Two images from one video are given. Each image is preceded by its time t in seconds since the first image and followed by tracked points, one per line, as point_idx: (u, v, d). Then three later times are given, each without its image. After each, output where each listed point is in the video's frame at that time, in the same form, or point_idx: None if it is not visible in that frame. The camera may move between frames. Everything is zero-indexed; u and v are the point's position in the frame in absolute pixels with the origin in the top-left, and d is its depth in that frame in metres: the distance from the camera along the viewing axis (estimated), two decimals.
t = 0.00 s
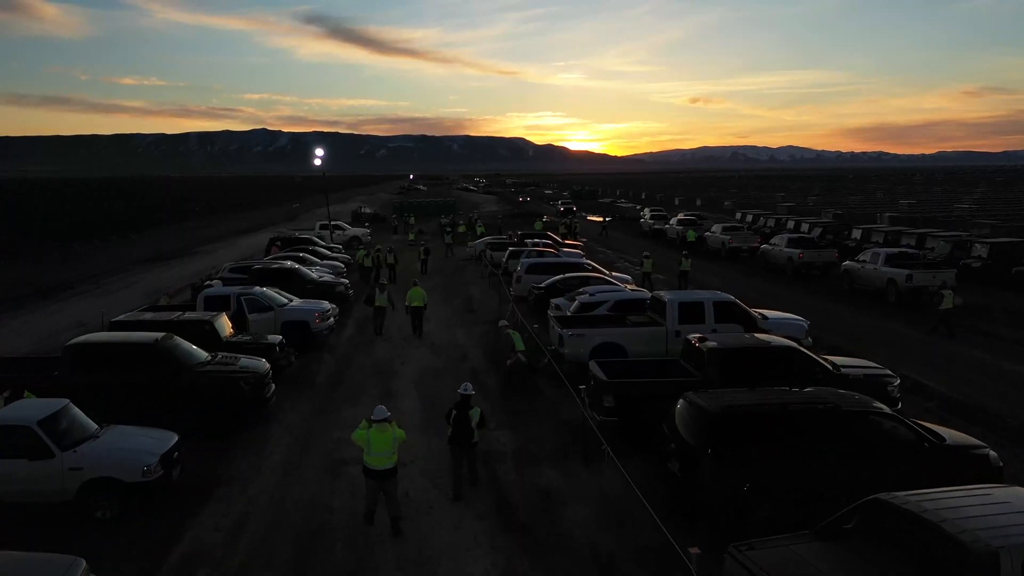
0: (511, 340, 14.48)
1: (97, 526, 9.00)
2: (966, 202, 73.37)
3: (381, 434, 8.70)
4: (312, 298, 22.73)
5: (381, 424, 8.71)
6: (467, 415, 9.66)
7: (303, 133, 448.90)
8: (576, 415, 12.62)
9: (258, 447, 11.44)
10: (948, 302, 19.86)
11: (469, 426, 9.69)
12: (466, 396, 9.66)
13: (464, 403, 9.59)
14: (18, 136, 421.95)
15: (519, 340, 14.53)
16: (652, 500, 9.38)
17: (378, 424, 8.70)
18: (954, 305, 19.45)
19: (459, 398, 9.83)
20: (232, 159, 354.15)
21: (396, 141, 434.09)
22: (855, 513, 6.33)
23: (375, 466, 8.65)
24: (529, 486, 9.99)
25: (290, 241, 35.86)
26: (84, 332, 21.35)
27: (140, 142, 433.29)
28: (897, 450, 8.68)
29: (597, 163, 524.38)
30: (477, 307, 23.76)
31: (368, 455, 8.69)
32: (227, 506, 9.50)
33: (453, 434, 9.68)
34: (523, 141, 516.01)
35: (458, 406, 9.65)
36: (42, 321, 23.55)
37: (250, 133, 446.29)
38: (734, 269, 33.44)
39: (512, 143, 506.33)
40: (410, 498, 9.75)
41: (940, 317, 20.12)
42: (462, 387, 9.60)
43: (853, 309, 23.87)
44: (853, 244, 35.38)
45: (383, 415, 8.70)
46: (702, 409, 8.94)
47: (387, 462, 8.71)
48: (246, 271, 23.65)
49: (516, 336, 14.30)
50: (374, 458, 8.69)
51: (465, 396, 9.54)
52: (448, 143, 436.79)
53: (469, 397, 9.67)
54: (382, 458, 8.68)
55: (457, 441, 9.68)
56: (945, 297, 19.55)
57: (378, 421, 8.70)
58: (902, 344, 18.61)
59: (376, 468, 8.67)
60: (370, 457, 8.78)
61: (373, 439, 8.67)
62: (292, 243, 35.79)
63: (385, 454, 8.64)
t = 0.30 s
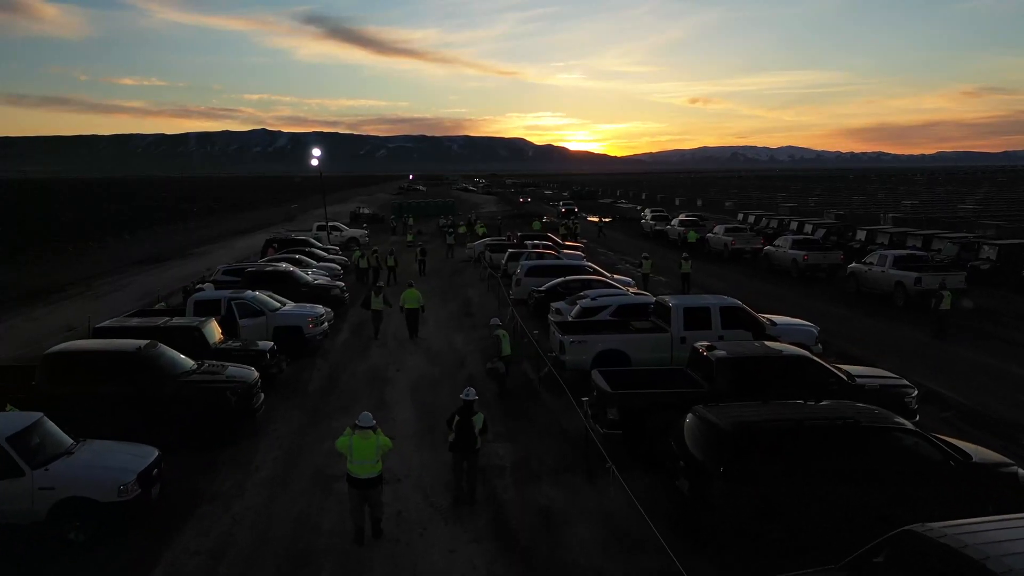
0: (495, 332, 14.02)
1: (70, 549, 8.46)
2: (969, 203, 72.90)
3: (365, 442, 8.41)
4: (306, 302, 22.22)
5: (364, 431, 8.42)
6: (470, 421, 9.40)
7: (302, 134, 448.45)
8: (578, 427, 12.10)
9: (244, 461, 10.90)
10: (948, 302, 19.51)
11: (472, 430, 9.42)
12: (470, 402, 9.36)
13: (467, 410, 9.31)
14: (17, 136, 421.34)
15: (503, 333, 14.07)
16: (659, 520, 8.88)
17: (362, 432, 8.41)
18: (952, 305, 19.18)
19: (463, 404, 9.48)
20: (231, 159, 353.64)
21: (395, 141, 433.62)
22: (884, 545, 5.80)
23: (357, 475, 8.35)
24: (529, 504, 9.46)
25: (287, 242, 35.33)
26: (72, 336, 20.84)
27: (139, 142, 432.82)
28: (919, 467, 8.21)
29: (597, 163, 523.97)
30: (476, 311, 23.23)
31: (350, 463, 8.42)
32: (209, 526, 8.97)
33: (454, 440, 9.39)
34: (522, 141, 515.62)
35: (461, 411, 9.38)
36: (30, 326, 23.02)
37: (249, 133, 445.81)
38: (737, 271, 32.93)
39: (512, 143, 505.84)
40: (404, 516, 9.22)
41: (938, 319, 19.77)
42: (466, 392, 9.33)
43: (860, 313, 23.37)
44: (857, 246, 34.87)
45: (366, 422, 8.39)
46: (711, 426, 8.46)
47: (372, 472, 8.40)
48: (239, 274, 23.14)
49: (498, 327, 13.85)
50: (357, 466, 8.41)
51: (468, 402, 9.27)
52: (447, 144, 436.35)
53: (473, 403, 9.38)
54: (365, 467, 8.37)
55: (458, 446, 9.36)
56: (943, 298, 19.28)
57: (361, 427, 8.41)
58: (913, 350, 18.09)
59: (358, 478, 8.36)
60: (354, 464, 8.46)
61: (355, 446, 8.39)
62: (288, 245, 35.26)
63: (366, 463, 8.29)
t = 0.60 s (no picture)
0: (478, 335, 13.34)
1: None
2: (973, 203, 72.32)
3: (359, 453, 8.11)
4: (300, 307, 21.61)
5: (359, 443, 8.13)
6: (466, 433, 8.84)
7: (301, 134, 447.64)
8: (580, 442, 11.53)
9: (228, 479, 10.32)
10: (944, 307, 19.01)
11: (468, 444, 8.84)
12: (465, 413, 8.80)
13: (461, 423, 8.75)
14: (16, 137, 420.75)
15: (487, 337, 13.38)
16: (669, 546, 8.28)
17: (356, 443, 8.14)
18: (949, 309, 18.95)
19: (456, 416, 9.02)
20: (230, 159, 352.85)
21: (395, 141, 433.06)
22: None
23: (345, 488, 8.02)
24: (529, 526, 8.87)
25: (282, 244, 34.74)
26: (59, 342, 20.25)
27: (138, 142, 432.02)
28: (949, 490, 7.60)
29: (596, 163, 523.51)
30: (474, 315, 22.64)
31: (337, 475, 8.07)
32: (186, 553, 8.38)
33: (451, 455, 8.81)
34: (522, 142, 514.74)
35: (456, 423, 8.82)
36: (17, 331, 22.42)
37: (248, 133, 445.20)
38: (740, 273, 32.32)
39: (511, 144, 505.28)
40: (395, 540, 8.64)
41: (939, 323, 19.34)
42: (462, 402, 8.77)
43: (868, 318, 22.76)
44: (863, 247, 34.29)
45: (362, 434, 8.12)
46: (726, 445, 7.87)
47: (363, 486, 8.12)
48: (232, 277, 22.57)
49: (481, 331, 13.16)
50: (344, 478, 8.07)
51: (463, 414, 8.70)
52: (447, 144, 435.55)
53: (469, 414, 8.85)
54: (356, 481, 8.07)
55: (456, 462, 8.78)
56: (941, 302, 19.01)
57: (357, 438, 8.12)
58: (927, 357, 17.51)
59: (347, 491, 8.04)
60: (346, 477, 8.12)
61: (347, 457, 8.08)
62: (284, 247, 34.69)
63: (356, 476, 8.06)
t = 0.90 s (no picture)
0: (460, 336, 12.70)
1: None
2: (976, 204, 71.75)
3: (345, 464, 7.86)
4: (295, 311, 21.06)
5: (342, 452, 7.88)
6: (457, 439, 8.77)
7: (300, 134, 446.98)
8: (583, 456, 11.00)
9: (211, 496, 9.79)
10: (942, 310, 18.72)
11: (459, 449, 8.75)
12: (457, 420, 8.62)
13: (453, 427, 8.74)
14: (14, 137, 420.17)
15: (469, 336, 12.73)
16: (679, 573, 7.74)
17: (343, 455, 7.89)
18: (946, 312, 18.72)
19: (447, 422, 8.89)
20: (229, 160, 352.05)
21: (395, 141, 432.63)
22: None
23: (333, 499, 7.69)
24: (528, 551, 8.32)
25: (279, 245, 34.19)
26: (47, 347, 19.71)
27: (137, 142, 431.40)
28: (981, 513, 7.03)
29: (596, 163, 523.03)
30: (473, 318, 22.11)
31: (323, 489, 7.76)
32: None
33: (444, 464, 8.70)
34: (521, 142, 514.21)
35: (449, 430, 8.69)
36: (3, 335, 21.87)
37: (248, 134, 444.51)
38: (744, 275, 31.78)
39: (510, 144, 504.55)
40: (386, 566, 8.09)
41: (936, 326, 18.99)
42: (455, 410, 8.58)
43: (875, 323, 22.23)
44: (868, 249, 33.75)
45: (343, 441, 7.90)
46: (740, 468, 7.37)
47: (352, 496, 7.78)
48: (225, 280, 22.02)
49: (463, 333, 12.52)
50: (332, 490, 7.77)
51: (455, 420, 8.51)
52: (446, 145, 434.81)
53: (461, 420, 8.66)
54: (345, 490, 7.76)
55: (451, 471, 8.67)
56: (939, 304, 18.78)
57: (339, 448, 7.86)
58: (939, 363, 16.98)
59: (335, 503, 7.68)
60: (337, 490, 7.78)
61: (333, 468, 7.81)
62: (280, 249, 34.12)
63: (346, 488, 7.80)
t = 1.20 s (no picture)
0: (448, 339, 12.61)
1: None
2: (979, 205, 71.25)
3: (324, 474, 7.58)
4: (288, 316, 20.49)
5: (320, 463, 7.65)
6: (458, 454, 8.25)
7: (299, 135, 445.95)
8: (585, 472, 10.45)
9: (191, 518, 9.23)
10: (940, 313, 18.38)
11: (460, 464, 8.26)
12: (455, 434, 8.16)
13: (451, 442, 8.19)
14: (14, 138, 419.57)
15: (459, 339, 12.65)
16: None
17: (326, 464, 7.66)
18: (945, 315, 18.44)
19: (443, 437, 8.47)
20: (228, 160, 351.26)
21: (395, 142, 432.04)
22: None
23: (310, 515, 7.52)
24: None
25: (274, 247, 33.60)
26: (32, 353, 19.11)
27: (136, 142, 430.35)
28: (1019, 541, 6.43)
29: (596, 163, 522.48)
30: (471, 323, 21.57)
31: (304, 502, 7.63)
32: None
33: (441, 479, 8.19)
34: (521, 143, 513.24)
35: (447, 445, 8.20)
36: None
37: (248, 134, 443.87)
38: (748, 277, 31.20)
39: (510, 144, 503.94)
40: None
41: (934, 331, 18.71)
42: (452, 423, 8.13)
43: (883, 328, 21.68)
44: (873, 251, 33.21)
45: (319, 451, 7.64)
46: (757, 494, 6.80)
47: (337, 509, 7.55)
48: (217, 283, 21.44)
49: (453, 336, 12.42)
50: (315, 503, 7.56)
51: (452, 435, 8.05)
52: (445, 145, 434.09)
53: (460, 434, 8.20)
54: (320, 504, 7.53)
55: (447, 488, 8.15)
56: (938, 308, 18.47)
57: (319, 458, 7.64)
58: (953, 371, 16.46)
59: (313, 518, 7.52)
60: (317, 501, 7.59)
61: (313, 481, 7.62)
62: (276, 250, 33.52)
63: (327, 501, 7.55)
